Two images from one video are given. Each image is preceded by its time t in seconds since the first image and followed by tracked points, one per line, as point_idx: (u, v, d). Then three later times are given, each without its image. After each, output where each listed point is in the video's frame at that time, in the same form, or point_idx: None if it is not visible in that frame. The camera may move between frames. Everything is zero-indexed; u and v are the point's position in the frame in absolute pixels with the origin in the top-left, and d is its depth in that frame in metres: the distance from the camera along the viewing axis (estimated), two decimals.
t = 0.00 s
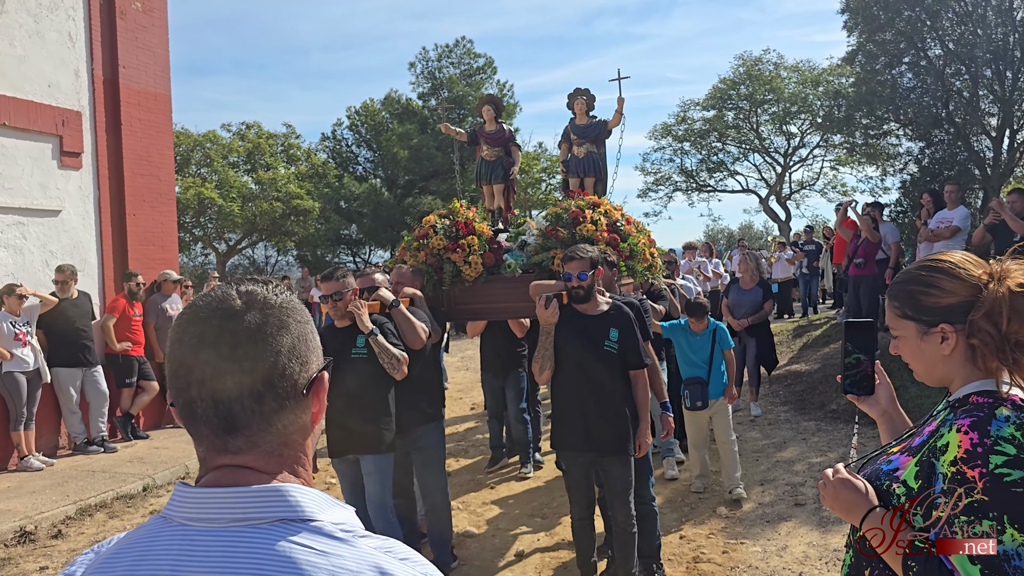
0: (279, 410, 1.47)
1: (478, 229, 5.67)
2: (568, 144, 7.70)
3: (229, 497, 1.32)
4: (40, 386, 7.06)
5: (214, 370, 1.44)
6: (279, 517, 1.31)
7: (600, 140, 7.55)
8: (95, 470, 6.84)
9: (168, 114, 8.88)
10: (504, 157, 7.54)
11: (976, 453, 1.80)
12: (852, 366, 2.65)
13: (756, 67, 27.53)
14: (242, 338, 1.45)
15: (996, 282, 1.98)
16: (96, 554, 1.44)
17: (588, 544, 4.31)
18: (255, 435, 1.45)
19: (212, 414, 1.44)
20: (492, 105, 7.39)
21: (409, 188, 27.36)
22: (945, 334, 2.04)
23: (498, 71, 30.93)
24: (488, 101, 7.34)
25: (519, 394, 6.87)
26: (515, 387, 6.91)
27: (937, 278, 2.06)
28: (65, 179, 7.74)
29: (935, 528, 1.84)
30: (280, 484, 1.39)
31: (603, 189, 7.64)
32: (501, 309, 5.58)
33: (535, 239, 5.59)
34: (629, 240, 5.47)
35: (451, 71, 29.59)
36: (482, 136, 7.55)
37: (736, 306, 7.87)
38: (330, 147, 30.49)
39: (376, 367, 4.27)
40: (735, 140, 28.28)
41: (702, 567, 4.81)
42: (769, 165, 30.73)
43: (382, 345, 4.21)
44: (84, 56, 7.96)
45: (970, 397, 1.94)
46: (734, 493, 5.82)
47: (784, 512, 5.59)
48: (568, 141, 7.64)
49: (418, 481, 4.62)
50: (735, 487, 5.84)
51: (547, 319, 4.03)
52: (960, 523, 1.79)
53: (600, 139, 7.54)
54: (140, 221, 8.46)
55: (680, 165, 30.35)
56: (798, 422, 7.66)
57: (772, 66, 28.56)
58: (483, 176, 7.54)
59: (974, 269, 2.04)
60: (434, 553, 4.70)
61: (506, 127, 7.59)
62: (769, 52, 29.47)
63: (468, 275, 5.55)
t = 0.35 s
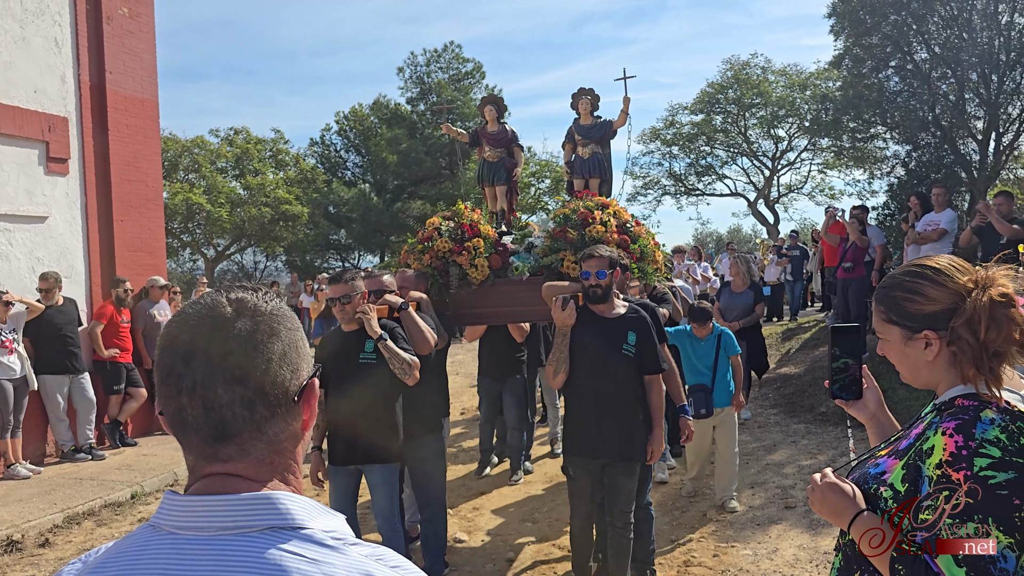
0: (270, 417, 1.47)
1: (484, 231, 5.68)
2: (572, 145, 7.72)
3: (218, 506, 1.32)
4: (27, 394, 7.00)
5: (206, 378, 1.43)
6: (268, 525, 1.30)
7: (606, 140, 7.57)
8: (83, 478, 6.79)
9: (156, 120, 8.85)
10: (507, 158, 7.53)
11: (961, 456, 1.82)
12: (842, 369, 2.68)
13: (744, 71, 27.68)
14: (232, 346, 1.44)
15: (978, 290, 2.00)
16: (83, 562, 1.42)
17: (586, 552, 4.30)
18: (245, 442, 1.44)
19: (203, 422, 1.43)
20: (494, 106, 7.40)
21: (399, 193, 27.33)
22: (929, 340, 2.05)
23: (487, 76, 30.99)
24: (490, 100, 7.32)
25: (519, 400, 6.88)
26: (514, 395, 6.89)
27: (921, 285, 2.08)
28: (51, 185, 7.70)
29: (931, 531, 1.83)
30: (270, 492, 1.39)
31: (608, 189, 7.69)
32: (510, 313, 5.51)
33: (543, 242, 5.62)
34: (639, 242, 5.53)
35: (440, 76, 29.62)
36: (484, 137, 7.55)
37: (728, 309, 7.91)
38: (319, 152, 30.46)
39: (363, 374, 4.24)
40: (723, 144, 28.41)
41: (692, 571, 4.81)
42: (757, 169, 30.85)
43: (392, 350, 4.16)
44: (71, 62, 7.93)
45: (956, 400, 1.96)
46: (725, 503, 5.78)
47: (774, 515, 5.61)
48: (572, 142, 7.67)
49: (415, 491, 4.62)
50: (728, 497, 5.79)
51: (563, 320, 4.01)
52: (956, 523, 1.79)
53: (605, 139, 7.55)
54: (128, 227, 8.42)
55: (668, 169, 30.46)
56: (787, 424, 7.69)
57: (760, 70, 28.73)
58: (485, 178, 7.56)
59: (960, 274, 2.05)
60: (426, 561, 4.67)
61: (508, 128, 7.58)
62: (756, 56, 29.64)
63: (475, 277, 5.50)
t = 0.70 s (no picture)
0: (266, 417, 1.47)
1: (486, 233, 5.69)
2: (574, 145, 7.74)
3: (214, 504, 1.32)
4: (17, 396, 6.95)
5: (202, 378, 1.44)
6: (264, 524, 1.30)
7: (608, 141, 7.60)
8: (75, 481, 6.75)
9: (148, 122, 8.82)
10: (508, 159, 7.55)
11: (951, 455, 1.84)
12: (832, 369, 2.71)
13: (736, 74, 27.78)
14: (228, 347, 1.45)
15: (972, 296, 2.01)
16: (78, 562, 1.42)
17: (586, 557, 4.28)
18: (242, 441, 1.44)
19: (199, 421, 1.43)
20: (495, 107, 7.49)
21: (392, 195, 27.31)
22: (923, 344, 2.07)
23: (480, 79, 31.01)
24: (491, 102, 7.40)
25: (519, 404, 6.91)
26: (513, 398, 6.91)
27: (915, 290, 2.08)
28: (42, 187, 7.66)
29: (930, 530, 1.83)
30: (266, 490, 1.39)
31: (611, 189, 7.68)
32: (515, 315, 5.50)
33: (547, 244, 5.67)
34: (645, 242, 5.56)
35: (433, 79, 29.63)
36: (485, 137, 7.56)
37: (722, 311, 7.94)
38: (312, 155, 30.42)
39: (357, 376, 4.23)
40: (715, 147, 28.51)
41: (685, 572, 4.82)
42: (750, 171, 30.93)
43: (392, 351, 4.16)
44: (62, 63, 7.90)
45: (948, 399, 1.97)
46: (718, 505, 5.79)
47: (767, 516, 5.63)
48: (574, 142, 7.68)
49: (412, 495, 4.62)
50: (721, 500, 5.82)
51: (574, 321, 4.01)
52: (954, 523, 1.79)
53: (607, 140, 7.59)
54: (119, 229, 8.38)
55: (661, 172, 30.52)
56: (780, 426, 7.71)
57: (752, 73, 28.83)
58: (486, 179, 7.55)
59: (954, 278, 2.06)
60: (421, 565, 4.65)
61: (510, 129, 7.61)
62: (748, 60, 29.76)
63: (479, 280, 5.48)
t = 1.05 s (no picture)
0: (263, 419, 1.47)
1: (482, 236, 5.68)
2: (570, 149, 7.75)
3: (210, 503, 1.32)
4: (9, 397, 6.92)
5: (200, 381, 1.43)
6: (261, 524, 1.30)
7: (604, 145, 7.62)
8: (66, 483, 6.71)
9: (142, 123, 8.79)
10: (504, 162, 7.55)
11: (944, 459, 1.86)
12: (823, 374, 2.70)
13: (730, 79, 27.88)
14: (226, 349, 1.45)
15: (966, 300, 2.04)
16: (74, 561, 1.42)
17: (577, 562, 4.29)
18: (239, 443, 1.44)
19: (196, 423, 1.43)
20: (491, 110, 7.50)
21: (386, 198, 27.26)
22: (915, 350, 2.08)
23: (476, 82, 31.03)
24: (488, 105, 7.40)
25: (513, 410, 6.94)
26: (508, 401, 6.93)
27: (907, 296, 2.10)
28: (36, 187, 7.63)
29: (931, 530, 1.82)
30: (263, 491, 1.39)
31: (608, 194, 7.70)
32: (510, 319, 5.54)
33: (543, 248, 5.65)
34: (641, 247, 5.55)
35: (428, 81, 29.64)
36: (481, 141, 7.57)
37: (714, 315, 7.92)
38: (306, 157, 30.37)
39: (353, 380, 4.22)
40: (709, 152, 28.57)
41: None
42: (743, 177, 31.00)
43: (387, 355, 4.12)
44: (56, 64, 7.88)
45: (938, 405, 1.99)
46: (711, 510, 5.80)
47: (760, 521, 5.64)
48: (570, 147, 7.70)
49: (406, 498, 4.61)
50: (714, 504, 5.83)
51: (568, 327, 4.05)
52: (955, 523, 1.80)
53: (604, 143, 7.60)
54: (112, 230, 8.35)
55: (655, 176, 30.56)
56: (773, 431, 7.73)
57: (746, 79, 28.93)
58: (483, 183, 7.57)
59: (946, 284, 2.09)
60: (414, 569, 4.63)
61: (506, 132, 7.61)
62: (742, 65, 29.86)
63: (474, 283, 5.49)
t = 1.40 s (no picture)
0: (238, 422, 1.46)
1: (471, 241, 5.71)
2: (560, 156, 7.75)
3: (187, 502, 1.32)
4: (3, 398, 6.89)
5: (175, 385, 1.43)
6: (234, 523, 1.30)
7: (595, 153, 7.65)
8: (59, 484, 6.68)
9: (139, 125, 8.78)
10: (495, 168, 7.56)
11: (940, 469, 1.86)
12: (817, 381, 2.71)
13: (728, 86, 27.96)
14: (201, 354, 1.45)
15: (963, 309, 2.04)
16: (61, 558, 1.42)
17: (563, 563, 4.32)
18: (215, 444, 1.44)
19: (172, 425, 1.43)
20: (483, 116, 7.50)
21: (383, 202, 27.23)
22: (911, 357, 2.09)
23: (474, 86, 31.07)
24: (479, 110, 7.41)
25: (504, 412, 6.93)
26: (499, 404, 6.92)
27: (905, 303, 2.10)
28: (32, 188, 7.62)
29: (931, 531, 1.83)
30: (241, 490, 1.39)
31: (595, 202, 7.69)
32: (495, 324, 5.51)
33: (530, 254, 5.68)
34: (627, 254, 5.56)
35: (426, 85, 29.67)
36: (472, 146, 7.57)
37: (702, 322, 7.89)
38: (304, 160, 30.36)
39: (348, 382, 4.21)
40: (706, 158, 28.62)
41: None
42: (740, 183, 31.02)
43: (373, 356, 4.14)
44: (54, 64, 7.87)
45: (935, 413, 1.99)
46: (707, 516, 5.79)
47: (755, 527, 5.64)
48: (559, 153, 7.71)
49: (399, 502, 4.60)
50: (709, 510, 5.82)
51: (551, 332, 4.08)
52: (957, 524, 1.81)
53: (594, 152, 7.63)
54: (109, 231, 8.33)
55: (652, 182, 30.63)
56: (768, 437, 7.74)
57: (744, 85, 29.01)
58: (473, 188, 7.57)
59: (945, 292, 2.09)
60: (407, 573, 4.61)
61: (497, 138, 7.63)
62: (739, 72, 29.96)
63: (462, 288, 5.50)
